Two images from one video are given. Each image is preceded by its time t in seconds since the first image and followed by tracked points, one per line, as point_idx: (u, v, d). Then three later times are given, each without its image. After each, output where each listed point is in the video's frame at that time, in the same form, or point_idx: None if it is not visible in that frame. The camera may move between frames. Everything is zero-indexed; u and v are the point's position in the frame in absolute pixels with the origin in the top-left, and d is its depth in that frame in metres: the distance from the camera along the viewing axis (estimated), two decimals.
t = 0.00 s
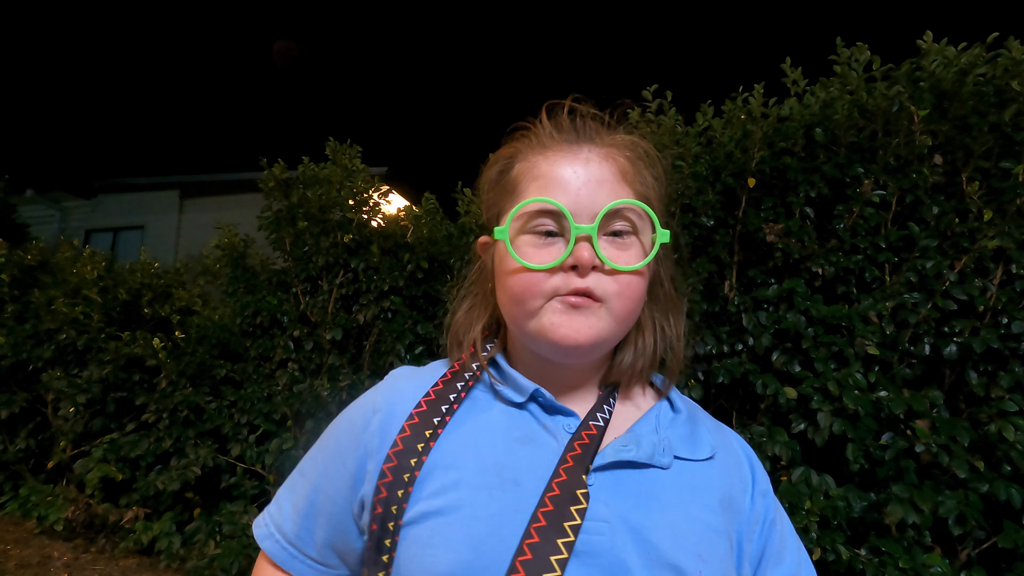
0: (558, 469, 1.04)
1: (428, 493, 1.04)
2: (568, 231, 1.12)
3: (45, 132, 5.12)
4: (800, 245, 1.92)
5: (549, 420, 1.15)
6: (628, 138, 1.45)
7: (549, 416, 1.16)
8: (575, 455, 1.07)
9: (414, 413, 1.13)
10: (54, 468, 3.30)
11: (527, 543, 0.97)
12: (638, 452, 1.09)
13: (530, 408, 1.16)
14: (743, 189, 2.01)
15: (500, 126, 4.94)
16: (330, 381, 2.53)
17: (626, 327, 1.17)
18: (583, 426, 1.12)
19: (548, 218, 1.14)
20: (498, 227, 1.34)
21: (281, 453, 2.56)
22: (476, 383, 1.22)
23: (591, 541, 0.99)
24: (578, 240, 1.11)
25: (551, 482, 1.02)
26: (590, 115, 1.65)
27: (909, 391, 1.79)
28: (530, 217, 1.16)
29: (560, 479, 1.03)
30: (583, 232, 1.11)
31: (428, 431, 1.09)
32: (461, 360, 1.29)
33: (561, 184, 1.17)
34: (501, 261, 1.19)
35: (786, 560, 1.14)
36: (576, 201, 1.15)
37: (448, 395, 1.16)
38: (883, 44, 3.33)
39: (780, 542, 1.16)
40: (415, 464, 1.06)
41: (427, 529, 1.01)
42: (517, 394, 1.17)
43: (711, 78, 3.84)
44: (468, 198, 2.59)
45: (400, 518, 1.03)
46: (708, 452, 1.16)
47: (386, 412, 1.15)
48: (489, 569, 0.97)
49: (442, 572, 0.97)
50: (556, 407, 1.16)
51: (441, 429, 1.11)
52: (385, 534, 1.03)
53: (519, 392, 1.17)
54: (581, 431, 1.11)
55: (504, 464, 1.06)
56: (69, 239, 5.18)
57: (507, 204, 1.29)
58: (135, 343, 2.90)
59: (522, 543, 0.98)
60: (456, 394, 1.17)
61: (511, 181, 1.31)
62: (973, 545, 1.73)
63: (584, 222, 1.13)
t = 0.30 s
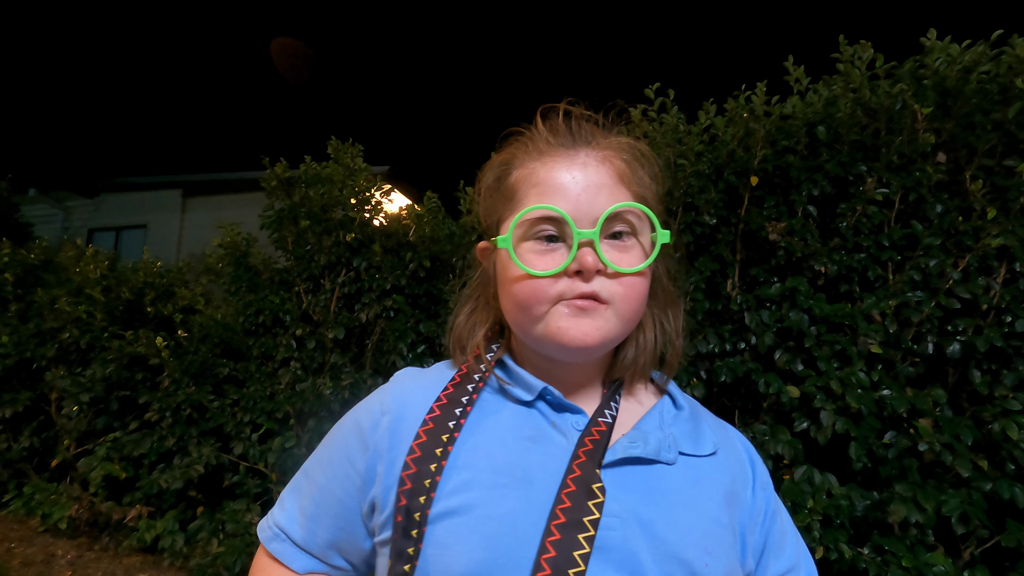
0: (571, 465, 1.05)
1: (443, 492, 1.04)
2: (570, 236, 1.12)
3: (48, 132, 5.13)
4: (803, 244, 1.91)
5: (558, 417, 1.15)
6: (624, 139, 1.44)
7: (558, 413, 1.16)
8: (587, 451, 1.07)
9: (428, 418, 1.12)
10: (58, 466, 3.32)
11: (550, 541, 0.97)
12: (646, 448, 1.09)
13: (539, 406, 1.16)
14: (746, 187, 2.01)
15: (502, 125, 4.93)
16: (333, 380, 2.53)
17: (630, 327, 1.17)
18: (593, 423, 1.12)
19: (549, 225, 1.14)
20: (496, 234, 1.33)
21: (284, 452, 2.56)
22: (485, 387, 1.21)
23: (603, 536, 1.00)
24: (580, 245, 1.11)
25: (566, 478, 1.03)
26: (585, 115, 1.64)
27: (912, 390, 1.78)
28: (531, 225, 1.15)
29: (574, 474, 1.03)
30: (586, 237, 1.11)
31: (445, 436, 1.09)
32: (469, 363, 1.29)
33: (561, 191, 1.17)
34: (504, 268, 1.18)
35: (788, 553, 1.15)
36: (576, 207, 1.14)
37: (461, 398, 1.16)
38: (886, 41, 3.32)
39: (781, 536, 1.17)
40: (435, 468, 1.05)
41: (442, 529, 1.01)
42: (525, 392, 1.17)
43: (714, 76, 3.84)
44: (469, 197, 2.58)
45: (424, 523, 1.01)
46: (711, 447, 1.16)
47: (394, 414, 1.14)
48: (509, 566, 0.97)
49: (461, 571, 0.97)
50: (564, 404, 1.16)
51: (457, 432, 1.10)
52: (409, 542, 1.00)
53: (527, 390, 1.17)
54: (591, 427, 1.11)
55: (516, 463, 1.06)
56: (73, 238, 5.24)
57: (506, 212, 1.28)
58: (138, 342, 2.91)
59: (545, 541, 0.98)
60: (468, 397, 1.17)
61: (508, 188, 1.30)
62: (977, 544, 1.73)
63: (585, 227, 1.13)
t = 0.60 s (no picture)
0: (603, 482, 1.03)
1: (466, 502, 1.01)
2: (593, 239, 1.11)
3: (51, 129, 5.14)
4: (807, 241, 1.90)
5: (575, 419, 1.14)
6: (652, 140, 1.42)
7: (574, 415, 1.15)
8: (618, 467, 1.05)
9: (453, 428, 1.08)
10: (61, 463, 3.33)
11: (587, 560, 0.97)
12: (665, 450, 1.09)
13: (555, 409, 1.14)
14: (749, 184, 2.00)
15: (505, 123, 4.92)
16: (335, 378, 2.53)
17: (647, 332, 1.17)
18: (617, 432, 1.10)
19: (573, 227, 1.13)
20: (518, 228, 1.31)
21: (285, 450, 2.56)
22: (507, 392, 1.16)
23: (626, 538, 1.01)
24: (603, 248, 1.11)
25: (600, 495, 1.02)
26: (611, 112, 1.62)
27: (917, 388, 1.77)
28: (556, 225, 1.14)
29: (608, 492, 1.02)
30: (608, 241, 1.10)
31: (473, 448, 1.05)
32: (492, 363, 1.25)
33: (586, 192, 1.16)
34: (524, 266, 1.18)
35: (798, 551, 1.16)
36: (601, 209, 1.13)
37: (485, 408, 1.11)
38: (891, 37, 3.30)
39: (791, 535, 1.18)
40: (464, 482, 1.02)
41: (471, 536, 0.99)
42: (540, 398, 1.14)
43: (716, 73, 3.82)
44: (471, 194, 2.57)
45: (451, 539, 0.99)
46: (725, 449, 1.16)
47: (411, 425, 1.09)
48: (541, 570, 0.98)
49: None
50: (581, 406, 1.15)
51: (485, 444, 1.07)
52: (435, 557, 0.98)
53: (543, 396, 1.14)
54: (615, 436, 1.10)
55: (540, 467, 1.05)
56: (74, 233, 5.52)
57: (529, 209, 1.26)
58: (140, 340, 2.92)
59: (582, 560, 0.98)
60: (492, 407, 1.12)
61: (532, 184, 1.28)
62: (980, 542, 1.73)
63: (608, 230, 1.12)
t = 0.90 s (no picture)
0: (596, 483, 1.02)
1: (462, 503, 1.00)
2: (596, 237, 1.10)
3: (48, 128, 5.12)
4: (806, 239, 1.90)
5: (572, 419, 1.13)
6: (659, 144, 1.42)
7: (571, 414, 1.14)
8: (612, 469, 1.04)
9: (450, 426, 1.07)
10: (58, 463, 3.32)
11: (578, 545, 0.97)
12: (661, 449, 1.09)
13: (551, 409, 1.14)
14: (749, 182, 1.99)
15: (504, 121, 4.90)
16: (332, 377, 2.51)
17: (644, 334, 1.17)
18: (613, 434, 1.09)
19: (577, 223, 1.12)
20: (521, 220, 1.29)
21: (283, 449, 2.55)
22: (504, 390, 1.16)
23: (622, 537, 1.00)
24: (605, 247, 1.10)
25: (591, 497, 1.01)
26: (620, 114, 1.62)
27: (916, 386, 1.77)
28: (560, 221, 1.13)
29: (601, 494, 1.01)
30: (611, 240, 1.09)
31: (469, 447, 1.04)
32: (490, 358, 1.24)
33: (592, 189, 1.15)
34: (526, 260, 1.16)
35: (791, 547, 1.16)
36: (605, 207, 1.12)
37: (482, 407, 1.10)
38: (891, 35, 3.29)
39: (785, 533, 1.18)
40: (459, 480, 1.00)
41: (466, 538, 0.98)
42: (537, 398, 1.13)
43: (716, 71, 3.81)
44: (470, 193, 2.56)
45: (444, 536, 0.98)
46: (719, 447, 1.17)
47: (406, 428, 1.07)
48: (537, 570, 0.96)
49: None
50: (578, 406, 1.14)
51: (481, 443, 1.06)
52: (424, 556, 0.97)
53: (539, 396, 1.13)
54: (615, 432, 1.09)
55: (536, 467, 1.04)
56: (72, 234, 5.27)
57: (533, 203, 1.25)
58: (138, 339, 2.90)
59: (568, 560, 0.97)
60: (489, 406, 1.11)
61: (538, 179, 1.27)
62: (980, 542, 1.72)
63: (612, 229, 1.11)
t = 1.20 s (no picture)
0: (587, 477, 1.02)
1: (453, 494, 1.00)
2: (583, 224, 1.11)
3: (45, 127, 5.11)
4: (803, 240, 1.90)
5: (564, 413, 1.13)
6: (647, 141, 1.44)
7: (563, 410, 1.14)
8: (603, 464, 1.04)
9: (442, 415, 1.08)
10: (54, 463, 3.30)
11: (568, 535, 0.97)
12: (652, 443, 1.09)
13: (544, 404, 1.13)
14: (745, 182, 1.99)
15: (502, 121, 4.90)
16: (329, 376, 2.51)
17: (634, 325, 1.16)
18: (606, 431, 1.09)
19: (563, 211, 1.13)
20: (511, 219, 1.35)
21: (280, 448, 2.54)
22: (496, 384, 1.17)
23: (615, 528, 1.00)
24: (591, 234, 1.10)
25: (582, 490, 1.00)
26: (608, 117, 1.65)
27: (912, 386, 1.77)
28: (546, 210, 1.14)
29: (592, 488, 1.01)
30: (597, 227, 1.10)
31: (459, 436, 1.05)
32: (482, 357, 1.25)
33: (577, 180, 1.16)
34: (515, 252, 1.17)
35: (781, 541, 1.17)
36: (591, 196, 1.13)
37: (474, 398, 1.12)
38: (887, 36, 3.30)
39: (775, 527, 1.18)
40: (448, 468, 1.01)
41: (454, 528, 0.97)
42: (530, 392, 1.14)
43: (713, 71, 3.81)
44: (467, 192, 2.56)
45: (429, 521, 0.98)
46: (710, 441, 1.17)
47: (401, 418, 1.08)
48: (525, 562, 0.96)
49: (477, 570, 0.94)
50: (570, 401, 1.14)
51: (472, 433, 1.07)
52: (410, 535, 0.98)
53: (533, 389, 1.14)
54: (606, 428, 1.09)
55: (528, 460, 1.03)
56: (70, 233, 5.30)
57: (522, 198, 1.27)
58: (134, 338, 2.90)
59: (557, 551, 0.96)
60: (481, 398, 1.12)
61: (527, 174, 1.30)
62: (975, 541, 1.72)
63: (598, 217, 1.12)
